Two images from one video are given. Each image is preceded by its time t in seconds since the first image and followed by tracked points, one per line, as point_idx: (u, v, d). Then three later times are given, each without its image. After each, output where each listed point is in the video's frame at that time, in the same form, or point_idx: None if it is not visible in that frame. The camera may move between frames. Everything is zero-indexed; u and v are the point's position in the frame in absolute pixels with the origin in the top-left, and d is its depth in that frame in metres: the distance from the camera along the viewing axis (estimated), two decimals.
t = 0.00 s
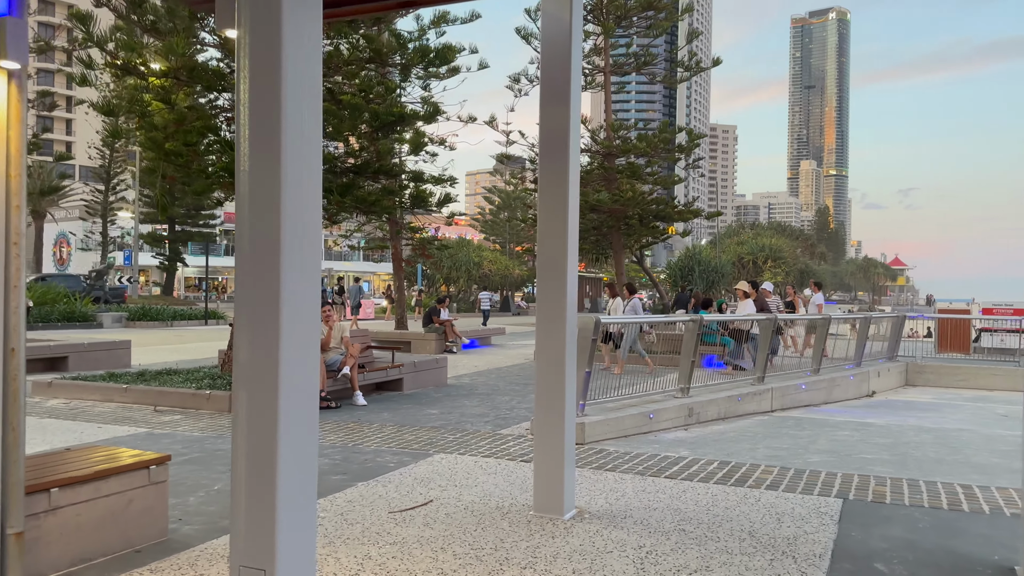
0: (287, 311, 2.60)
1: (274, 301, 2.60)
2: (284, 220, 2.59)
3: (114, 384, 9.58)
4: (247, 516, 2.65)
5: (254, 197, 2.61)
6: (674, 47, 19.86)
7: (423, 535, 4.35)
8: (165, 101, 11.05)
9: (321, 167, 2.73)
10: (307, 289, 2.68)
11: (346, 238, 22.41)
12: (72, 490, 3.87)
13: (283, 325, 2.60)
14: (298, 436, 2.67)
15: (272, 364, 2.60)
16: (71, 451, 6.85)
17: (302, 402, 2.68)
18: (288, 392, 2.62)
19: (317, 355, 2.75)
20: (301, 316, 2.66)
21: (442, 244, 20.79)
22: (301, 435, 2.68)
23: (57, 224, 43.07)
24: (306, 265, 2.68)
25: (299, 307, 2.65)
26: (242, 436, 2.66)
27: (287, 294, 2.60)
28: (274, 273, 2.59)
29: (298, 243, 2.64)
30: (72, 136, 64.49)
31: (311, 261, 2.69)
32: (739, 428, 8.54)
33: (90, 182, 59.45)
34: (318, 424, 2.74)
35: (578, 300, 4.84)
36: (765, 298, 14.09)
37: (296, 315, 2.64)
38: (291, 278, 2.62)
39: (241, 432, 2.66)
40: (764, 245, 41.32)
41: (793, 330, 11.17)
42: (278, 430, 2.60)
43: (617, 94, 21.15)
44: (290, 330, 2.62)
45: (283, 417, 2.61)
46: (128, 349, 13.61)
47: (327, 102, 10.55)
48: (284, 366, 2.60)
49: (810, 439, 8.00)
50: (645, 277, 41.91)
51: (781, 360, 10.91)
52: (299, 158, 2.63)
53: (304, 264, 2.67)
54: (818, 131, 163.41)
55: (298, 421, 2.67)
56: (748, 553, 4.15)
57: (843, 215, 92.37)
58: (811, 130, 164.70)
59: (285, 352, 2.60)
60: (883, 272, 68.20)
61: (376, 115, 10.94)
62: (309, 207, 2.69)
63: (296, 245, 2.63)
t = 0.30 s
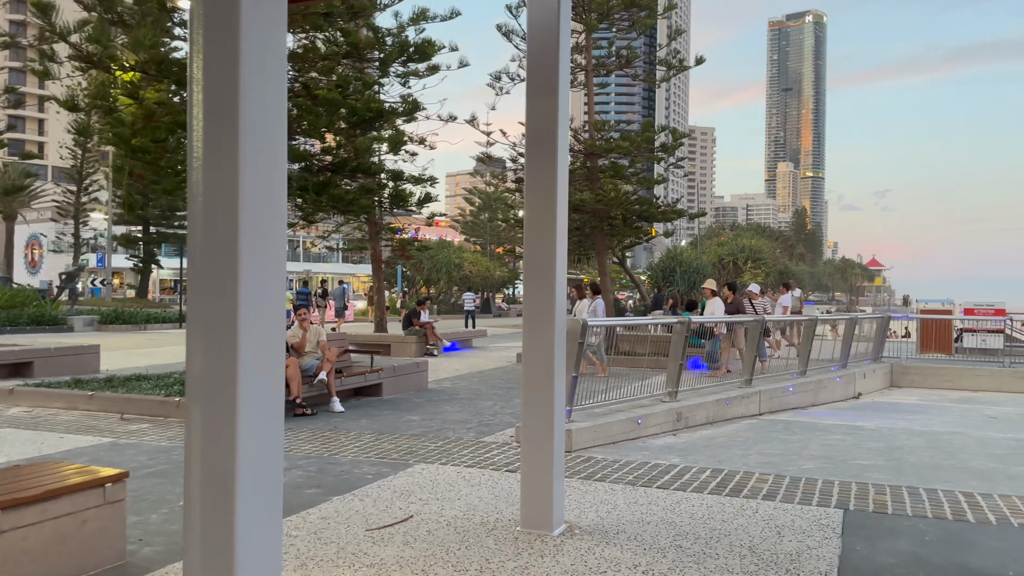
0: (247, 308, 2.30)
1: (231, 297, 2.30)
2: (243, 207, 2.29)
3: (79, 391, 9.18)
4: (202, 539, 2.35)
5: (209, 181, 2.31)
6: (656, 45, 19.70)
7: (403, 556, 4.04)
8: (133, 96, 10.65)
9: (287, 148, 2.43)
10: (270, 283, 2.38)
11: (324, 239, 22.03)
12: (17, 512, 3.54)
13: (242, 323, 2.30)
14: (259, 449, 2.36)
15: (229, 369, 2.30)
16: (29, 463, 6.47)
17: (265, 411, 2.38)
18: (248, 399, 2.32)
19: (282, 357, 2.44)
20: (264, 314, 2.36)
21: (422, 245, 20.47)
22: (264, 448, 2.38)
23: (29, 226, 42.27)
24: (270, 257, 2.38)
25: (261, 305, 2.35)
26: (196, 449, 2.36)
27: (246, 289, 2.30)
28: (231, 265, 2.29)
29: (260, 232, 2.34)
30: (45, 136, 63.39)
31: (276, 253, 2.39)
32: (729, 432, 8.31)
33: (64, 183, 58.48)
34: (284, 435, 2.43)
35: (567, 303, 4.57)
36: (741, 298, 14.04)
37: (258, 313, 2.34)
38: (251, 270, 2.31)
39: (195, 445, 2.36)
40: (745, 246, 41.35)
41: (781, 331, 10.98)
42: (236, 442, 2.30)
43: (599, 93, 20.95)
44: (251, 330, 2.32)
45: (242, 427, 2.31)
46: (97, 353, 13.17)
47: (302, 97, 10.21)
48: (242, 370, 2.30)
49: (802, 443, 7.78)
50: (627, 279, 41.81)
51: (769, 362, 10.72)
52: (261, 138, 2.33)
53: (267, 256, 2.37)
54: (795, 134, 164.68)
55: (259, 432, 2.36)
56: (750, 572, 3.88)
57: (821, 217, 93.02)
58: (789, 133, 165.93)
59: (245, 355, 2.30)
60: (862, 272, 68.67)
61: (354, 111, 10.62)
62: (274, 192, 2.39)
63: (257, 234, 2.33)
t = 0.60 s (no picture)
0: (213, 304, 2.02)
1: (195, 291, 2.01)
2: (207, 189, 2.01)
3: (60, 393, 8.85)
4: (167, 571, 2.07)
5: (171, 161, 2.04)
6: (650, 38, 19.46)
7: (395, 571, 3.76)
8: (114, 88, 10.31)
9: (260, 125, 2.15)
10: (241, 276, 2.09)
11: (315, 236, 21.71)
12: None
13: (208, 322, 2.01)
14: (230, 462, 2.07)
15: (194, 372, 2.01)
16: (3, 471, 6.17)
17: (237, 419, 2.09)
18: (215, 406, 2.03)
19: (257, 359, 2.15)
20: (234, 309, 2.07)
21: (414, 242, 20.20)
22: (236, 462, 2.09)
23: (16, 226, 41.81)
24: (241, 247, 2.09)
25: (231, 300, 2.06)
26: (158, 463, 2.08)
27: (213, 283, 2.02)
28: (194, 255, 2.02)
29: (229, 217, 2.06)
30: (32, 135, 62.73)
31: (248, 242, 2.11)
32: (732, 431, 8.06)
33: (51, 182, 57.91)
34: (260, 448, 2.14)
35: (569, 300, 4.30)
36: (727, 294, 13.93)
37: (227, 310, 2.06)
38: (218, 261, 2.03)
39: (157, 458, 2.08)
40: (738, 241, 41.18)
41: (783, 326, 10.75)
42: (202, 456, 2.01)
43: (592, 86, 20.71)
44: (218, 328, 2.03)
45: (209, 438, 2.02)
46: (81, 354, 12.82)
47: (289, 89, 9.95)
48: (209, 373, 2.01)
49: (809, 442, 7.54)
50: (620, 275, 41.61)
51: (770, 358, 10.49)
52: (228, 116, 2.05)
53: (238, 246, 2.09)
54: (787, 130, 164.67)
55: (230, 443, 2.07)
56: None
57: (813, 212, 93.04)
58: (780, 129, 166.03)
59: (211, 357, 2.02)
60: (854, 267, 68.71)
61: (343, 102, 10.32)
62: (244, 176, 2.11)
63: (225, 220, 2.05)
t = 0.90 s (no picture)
0: (181, 299, 1.77)
1: (160, 284, 1.77)
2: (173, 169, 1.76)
3: (54, 397, 8.56)
4: None
5: (132, 137, 1.78)
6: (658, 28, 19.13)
7: None
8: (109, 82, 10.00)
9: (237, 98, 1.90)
10: (215, 267, 1.85)
11: (318, 233, 21.42)
12: None
13: (176, 320, 1.77)
14: (202, 477, 1.83)
15: (159, 376, 1.77)
16: None
17: (211, 428, 1.85)
18: (184, 415, 1.79)
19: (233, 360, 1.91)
20: (206, 305, 1.83)
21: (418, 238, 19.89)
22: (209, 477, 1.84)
23: (19, 226, 41.64)
24: (214, 234, 1.85)
25: (203, 294, 1.82)
26: (121, 478, 1.83)
27: (181, 274, 1.77)
28: (159, 244, 1.77)
29: (199, 202, 1.81)
30: (36, 135, 62.60)
31: (223, 228, 1.87)
32: (751, 432, 7.75)
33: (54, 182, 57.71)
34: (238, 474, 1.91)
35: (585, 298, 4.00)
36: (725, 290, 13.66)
37: (198, 306, 1.81)
38: (186, 250, 1.78)
39: (119, 473, 1.83)
40: (746, 235, 40.79)
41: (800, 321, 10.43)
42: (170, 470, 1.77)
43: (598, 79, 20.39)
44: (187, 327, 1.79)
45: (177, 450, 1.77)
46: (80, 355, 12.54)
47: (289, 80, 9.60)
48: (177, 378, 1.77)
49: (833, 443, 7.23)
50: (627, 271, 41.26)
51: (786, 355, 10.18)
52: (196, 103, 1.80)
53: (210, 234, 1.84)
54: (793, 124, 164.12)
55: (202, 456, 1.83)
56: None
57: (820, 207, 92.63)
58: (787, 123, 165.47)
59: (179, 359, 1.77)
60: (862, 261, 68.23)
61: (343, 93, 9.77)
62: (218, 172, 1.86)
63: (195, 204, 1.80)
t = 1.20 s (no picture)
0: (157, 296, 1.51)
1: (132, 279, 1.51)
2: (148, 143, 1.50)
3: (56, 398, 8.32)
4: None
5: (97, 107, 1.52)
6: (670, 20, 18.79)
7: None
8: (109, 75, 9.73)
9: (222, 66, 1.64)
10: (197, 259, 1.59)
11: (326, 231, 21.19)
12: None
13: (150, 322, 1.50)
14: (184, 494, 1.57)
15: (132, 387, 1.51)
16: None
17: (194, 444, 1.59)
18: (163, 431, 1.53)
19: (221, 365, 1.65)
20: (187, 302, 1.57)
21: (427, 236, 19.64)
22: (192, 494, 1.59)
23: (28, 226, 41.61)
24: (196, 222, 1.59)
25: (183, 289, 1.56)
26: (89, 503, 1.57)
27: (156, 268, 1.51)
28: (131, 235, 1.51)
29: (177, 183, 1.55)
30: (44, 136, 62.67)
31: (206, 214, 1.61)
32: (775, 433, 7.46)
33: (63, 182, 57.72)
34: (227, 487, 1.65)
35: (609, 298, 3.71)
36: (722, 285, 13.48)
37: (177, 305, 1.55)
38: (161, 239, 1.52)
39: (87, 496, 1.57)
40: (757, 231, 40.35)
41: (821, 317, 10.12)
42: (144, 495, 1.51)
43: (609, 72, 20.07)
44: (165, 330, 1.53)
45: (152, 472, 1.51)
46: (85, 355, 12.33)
47: (294, 72, 9.29)
48: (152, 388, 1.51)
49: (862, 444, 6.92)
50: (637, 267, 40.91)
51: (808, 352, 9.88)
52: (171, 57, 1.53)
53: (191, 219, 1.58)
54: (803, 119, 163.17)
55: (186, 477, 1.57)
56: None
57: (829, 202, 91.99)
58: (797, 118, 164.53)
59: (154, 366, 1.51)
60: (873, 256, 67.69)
61: (350, 85, 9.40)
62: (199, 139, 1.60)
63: (173, 185, 1.54)
